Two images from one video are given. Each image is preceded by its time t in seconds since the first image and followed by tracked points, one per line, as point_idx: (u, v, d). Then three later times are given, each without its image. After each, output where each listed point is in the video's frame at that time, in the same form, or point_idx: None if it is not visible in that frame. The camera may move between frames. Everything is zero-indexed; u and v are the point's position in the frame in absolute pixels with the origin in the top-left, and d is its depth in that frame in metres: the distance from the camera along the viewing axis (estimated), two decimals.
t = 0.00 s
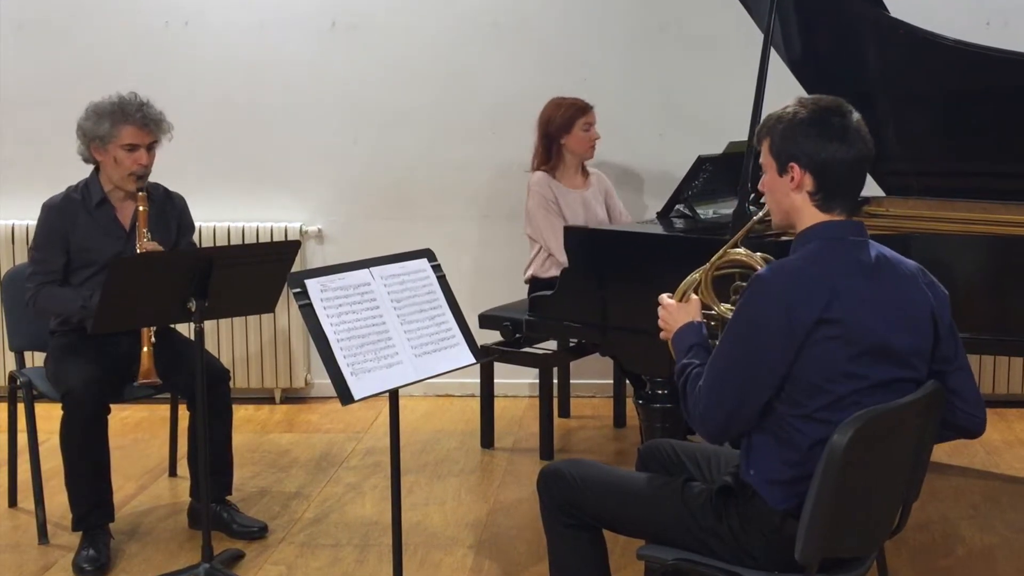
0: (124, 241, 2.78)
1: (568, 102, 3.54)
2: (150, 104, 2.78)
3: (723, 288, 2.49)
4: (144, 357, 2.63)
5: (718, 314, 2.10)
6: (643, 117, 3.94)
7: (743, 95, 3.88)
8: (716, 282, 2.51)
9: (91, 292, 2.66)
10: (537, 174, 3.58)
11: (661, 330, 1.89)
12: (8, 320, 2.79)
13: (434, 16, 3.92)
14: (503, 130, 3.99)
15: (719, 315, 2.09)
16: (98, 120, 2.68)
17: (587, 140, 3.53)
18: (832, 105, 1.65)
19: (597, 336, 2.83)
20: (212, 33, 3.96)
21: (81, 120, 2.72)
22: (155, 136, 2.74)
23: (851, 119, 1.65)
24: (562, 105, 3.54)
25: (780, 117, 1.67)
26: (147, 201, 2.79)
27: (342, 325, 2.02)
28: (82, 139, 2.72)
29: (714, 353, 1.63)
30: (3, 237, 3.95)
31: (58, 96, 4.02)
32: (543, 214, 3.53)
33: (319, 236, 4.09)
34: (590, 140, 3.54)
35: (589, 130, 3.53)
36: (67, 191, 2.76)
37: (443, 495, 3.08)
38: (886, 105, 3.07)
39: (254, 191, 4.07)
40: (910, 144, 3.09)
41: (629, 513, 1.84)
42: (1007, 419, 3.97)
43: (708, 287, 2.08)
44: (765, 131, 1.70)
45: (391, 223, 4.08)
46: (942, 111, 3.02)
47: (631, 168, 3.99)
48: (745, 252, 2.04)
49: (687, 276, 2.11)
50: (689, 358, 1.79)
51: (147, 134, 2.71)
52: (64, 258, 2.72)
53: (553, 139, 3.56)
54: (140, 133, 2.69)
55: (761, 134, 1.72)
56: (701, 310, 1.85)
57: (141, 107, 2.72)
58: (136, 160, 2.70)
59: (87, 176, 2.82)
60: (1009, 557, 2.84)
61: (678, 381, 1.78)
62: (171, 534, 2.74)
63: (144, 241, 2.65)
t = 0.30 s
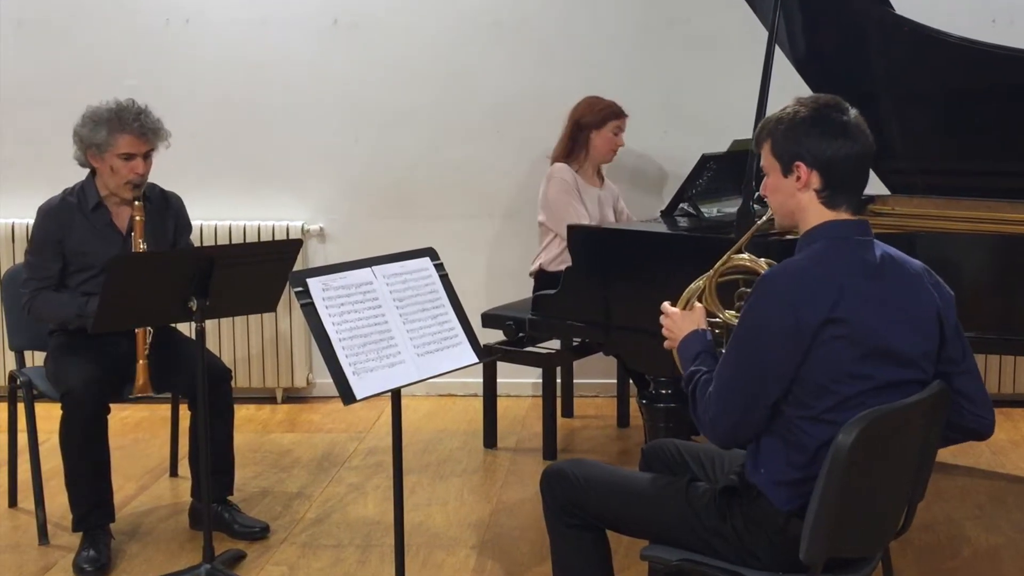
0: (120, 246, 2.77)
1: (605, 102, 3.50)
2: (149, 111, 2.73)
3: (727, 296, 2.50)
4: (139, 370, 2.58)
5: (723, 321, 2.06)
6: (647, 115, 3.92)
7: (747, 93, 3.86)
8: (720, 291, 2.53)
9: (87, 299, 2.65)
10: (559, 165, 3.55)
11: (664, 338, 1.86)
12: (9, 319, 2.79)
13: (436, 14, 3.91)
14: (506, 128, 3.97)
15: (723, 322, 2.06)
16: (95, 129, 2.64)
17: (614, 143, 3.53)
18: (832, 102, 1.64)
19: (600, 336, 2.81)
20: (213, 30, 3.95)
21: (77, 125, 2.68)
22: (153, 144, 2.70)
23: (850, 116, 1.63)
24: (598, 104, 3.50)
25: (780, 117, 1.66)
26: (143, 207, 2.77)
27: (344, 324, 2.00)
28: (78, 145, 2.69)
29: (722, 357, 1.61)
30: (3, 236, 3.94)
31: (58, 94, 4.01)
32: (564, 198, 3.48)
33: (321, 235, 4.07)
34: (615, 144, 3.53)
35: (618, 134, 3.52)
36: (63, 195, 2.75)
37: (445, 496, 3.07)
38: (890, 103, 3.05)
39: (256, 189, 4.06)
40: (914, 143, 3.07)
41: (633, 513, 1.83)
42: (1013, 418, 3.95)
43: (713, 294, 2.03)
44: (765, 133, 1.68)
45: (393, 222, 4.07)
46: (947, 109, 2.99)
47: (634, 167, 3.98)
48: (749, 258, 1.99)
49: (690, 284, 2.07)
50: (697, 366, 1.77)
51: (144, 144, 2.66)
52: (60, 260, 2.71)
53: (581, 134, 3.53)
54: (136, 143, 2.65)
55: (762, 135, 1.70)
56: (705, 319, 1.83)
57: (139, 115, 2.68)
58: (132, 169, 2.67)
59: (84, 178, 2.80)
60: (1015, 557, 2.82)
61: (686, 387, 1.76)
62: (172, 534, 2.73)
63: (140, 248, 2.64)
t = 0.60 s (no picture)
0: (117, 242, 2.75)
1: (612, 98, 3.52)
2: (128, 101, 2.73)
3: (727, 292, 2.47)
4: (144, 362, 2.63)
5: (725, 318, 2.08)
6: (650, 113, 3.91)
7: (751, 91, 3.84)
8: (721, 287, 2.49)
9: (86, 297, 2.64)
10: (569, 160, 3.53)
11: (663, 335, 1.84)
12: (9, 318, 2.78)
13: (438, 10, 3.89)
14: (508, 125, 3.95)
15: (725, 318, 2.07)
16: (75, 124, 2.64)
17: (624, 139, 3.52)
18: (834, 99, 1.62)
19: (603, 335, 2.80)
20: (214, 28, 3.94)
21: (59, 125, 2.69)
22: (136, 134, 2.70)
23: (853, 113, 1.62)
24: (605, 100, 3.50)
25: (782, 115, 1.64)
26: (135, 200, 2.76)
27: (345, 323, 1.99)
28: (63, 144, 2.70)
29: (726, 357, 1.60)
30: (4, 235, 3.93)
31: (59, 92, 4.00)
32: (577, 193, 3.45)
33: (323, 233, 4.06)
34: (625, 139, 3.52)
35: (627, 129, 3.52)
36: (55, 195, 2.74)
37: (448, 496, 3.06)
38: (895, 101, 3.03)
39: (258, 188, 4.04)
40: (920, 139, 3.04)
41: (636, 514, 1.81)
42: (1019, 418, 3.93)
43: (714, 292, 2.04)
44: (767, 131, 1.66)
45: (395, 221, 4.05)
46: (953, 106, 2.97)
47: (637, 165, 3.96)
48: (749, 255, 1.99)
49: (691, 282, 2.08)
50: (698, 366, 1.74)
51: (126, 133, 2.66)
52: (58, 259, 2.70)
53: (591, 129, 3.53)
54: (118, 133, 2.65)
55: (763, 133, 1.68)
56: (706, 315, 1.81)
57: (117, 105, 2.68)
58: (118, 160, 2.67)
59: (76, 178, 2.80)
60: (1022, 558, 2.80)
61: (689, 388, 1.74)
62: (173, 535, 2.72)
63: (135, 241, 2.62)
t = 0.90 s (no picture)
0: (113, 239, 2.74)
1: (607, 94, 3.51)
2: (106, 93, 2.73)
3: (728, 292, 2.44)
4: (154, 351, 2.59)
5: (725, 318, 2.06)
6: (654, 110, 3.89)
7: (755, 89, 3.82)
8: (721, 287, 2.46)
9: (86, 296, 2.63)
10: (571, 161, 3.51)
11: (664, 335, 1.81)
12: (9, 317, 2.77)
13: (440, 8, 3.88)
14: (510, 123, 3.94)
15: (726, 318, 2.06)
16: (56, 121, 2.64)
17: (623, 133, 3.50)
18: (835, 96, 1.60)
19: (607, 335, 2.78)
20: (215, 25, 3.92)
21: (40, 125, 2.69)
22: (118, 125, 2.70)
23: (855, 110, 1.60)
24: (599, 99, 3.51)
25: (785, 111, 1.63)
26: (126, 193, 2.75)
27: (348, 322, 1.97)
28: (48, 145, 2.69)
29: (731, 359, 1.58)
30: (5, 234, 3.93)
31: (59, 90, 3.98)
32: (583, 195, 3.44)
33: (325, 232, 4.04)
34: (625, 133, 3.50)
35: (627, 125, 3.50)
36: (47, 196, 2.72)
37: (450, 496, 3.04)
38: (899, 99, 3.01)
39: (259, 187, 4.03)
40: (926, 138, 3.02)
41: (640, 514, 1.79)
42: None
43: (715, 291, 2.03)
44: (769, 128, 1.65)
45: (396, 219, 4.04)
46: (958, 105, 2.95)
47: (640, 164, 3.94)
48: (751, 254, 2.01)
49: (691, 281, 2.06)
50: (698, 367, 1.72)
51: (108, 124, 2.66)
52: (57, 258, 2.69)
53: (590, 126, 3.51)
54: (100, 125, 2.65)
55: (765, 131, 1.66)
56: (707, 315, 1.78)
57: (95, 98, 2.68)
58: (103, 152, 2.66)
59: (66, 178, 2.79)
60: None
61: (693, 389, 1.72)
62: (174, 535, 2.71)
63: (130, 233, 2.61)
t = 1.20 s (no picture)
0: (108, 243, 2.74)
1: (606, 93, 3.49)
2: (104, 100, 2.70)
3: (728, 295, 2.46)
4: (145, 364, 2.60)
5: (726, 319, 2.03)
6: (657, 108, 3.87)
7: (758, 87, 3.81)
8: (722, 289, 2.48)
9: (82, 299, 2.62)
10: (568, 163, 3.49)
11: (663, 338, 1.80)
12: (8, 317, 2.76)
13: (442, 6, 3.86)
14: (513, 122, 3.92)
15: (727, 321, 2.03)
16: (53, 129, 2.62)
17: (620, 133, 3.48)
18: (836, 94, 1.59)
19: (610, 334, 2.77)
20: (216, 23, 3.91)
21: (37, 132, 2.66)
22: (117, 135, 2.67)
23: (857, 108, 1.59)
24: (599, 96, 3.49)
25: (786, 110, 1.61)
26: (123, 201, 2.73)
27: (349, 322, 1.96)
28: (45, 151, 2.68)
29: (736, 362, 1.56)
30: (5, 233, 3.92)
31: (61, 88, 3.97)
32: (579, 203, 3.43)
33: (327, 231, 4.03)
34: (622, 133, 3.48)
35: (622, 124, 3.48)
36: (44, 199, 2.71)
37: (452, 497, 3.03)
38: (904, 97, 2.98)
39: (260, 186, 4.02)
40: (931, 136, 3.00)
41: (644, 514, 1.78)
42: None
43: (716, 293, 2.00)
44: (770, 127, 1.63)
45: (398, 218, 4.02)
46: (963, 103, 2.93)
47: (644, 162, 3.92)
48: (756, 257, 1.97)
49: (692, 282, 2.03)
50: (700, 368, 1.70)
51: (106, 134, 2.64)
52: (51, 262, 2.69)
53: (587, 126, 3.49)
54: (98, 135, 2.63)
55: (766, 130, 1.65)
56: (707, 317, 1.77)
57: (93, 107, 2.65)
58: (101, 162, 2.64)
59: (63, 182, 2.77)
60: None
61: (693, 392, 1.71)
62: (175, 535, 2.70)
63: (125, 244, 2.61)
